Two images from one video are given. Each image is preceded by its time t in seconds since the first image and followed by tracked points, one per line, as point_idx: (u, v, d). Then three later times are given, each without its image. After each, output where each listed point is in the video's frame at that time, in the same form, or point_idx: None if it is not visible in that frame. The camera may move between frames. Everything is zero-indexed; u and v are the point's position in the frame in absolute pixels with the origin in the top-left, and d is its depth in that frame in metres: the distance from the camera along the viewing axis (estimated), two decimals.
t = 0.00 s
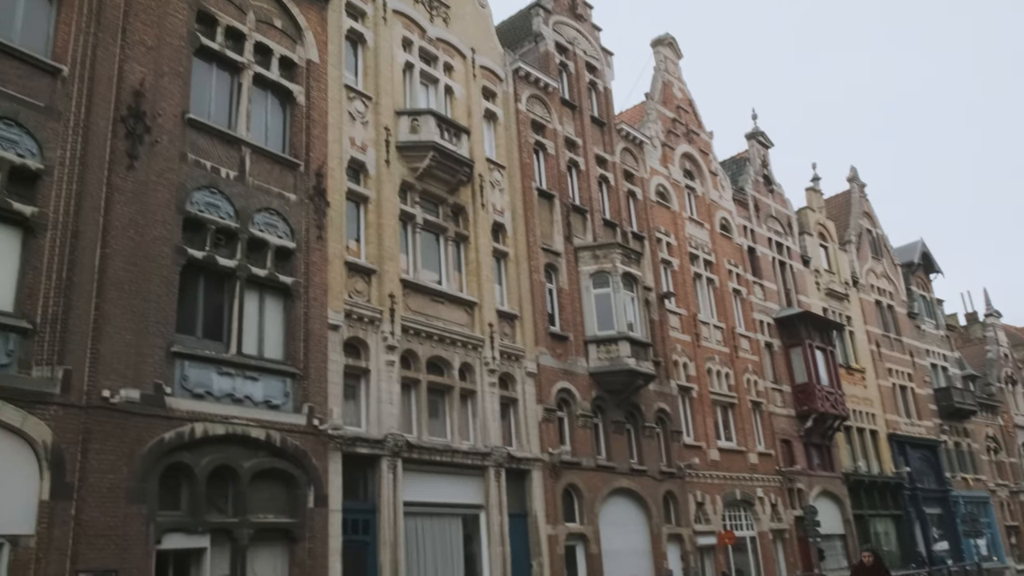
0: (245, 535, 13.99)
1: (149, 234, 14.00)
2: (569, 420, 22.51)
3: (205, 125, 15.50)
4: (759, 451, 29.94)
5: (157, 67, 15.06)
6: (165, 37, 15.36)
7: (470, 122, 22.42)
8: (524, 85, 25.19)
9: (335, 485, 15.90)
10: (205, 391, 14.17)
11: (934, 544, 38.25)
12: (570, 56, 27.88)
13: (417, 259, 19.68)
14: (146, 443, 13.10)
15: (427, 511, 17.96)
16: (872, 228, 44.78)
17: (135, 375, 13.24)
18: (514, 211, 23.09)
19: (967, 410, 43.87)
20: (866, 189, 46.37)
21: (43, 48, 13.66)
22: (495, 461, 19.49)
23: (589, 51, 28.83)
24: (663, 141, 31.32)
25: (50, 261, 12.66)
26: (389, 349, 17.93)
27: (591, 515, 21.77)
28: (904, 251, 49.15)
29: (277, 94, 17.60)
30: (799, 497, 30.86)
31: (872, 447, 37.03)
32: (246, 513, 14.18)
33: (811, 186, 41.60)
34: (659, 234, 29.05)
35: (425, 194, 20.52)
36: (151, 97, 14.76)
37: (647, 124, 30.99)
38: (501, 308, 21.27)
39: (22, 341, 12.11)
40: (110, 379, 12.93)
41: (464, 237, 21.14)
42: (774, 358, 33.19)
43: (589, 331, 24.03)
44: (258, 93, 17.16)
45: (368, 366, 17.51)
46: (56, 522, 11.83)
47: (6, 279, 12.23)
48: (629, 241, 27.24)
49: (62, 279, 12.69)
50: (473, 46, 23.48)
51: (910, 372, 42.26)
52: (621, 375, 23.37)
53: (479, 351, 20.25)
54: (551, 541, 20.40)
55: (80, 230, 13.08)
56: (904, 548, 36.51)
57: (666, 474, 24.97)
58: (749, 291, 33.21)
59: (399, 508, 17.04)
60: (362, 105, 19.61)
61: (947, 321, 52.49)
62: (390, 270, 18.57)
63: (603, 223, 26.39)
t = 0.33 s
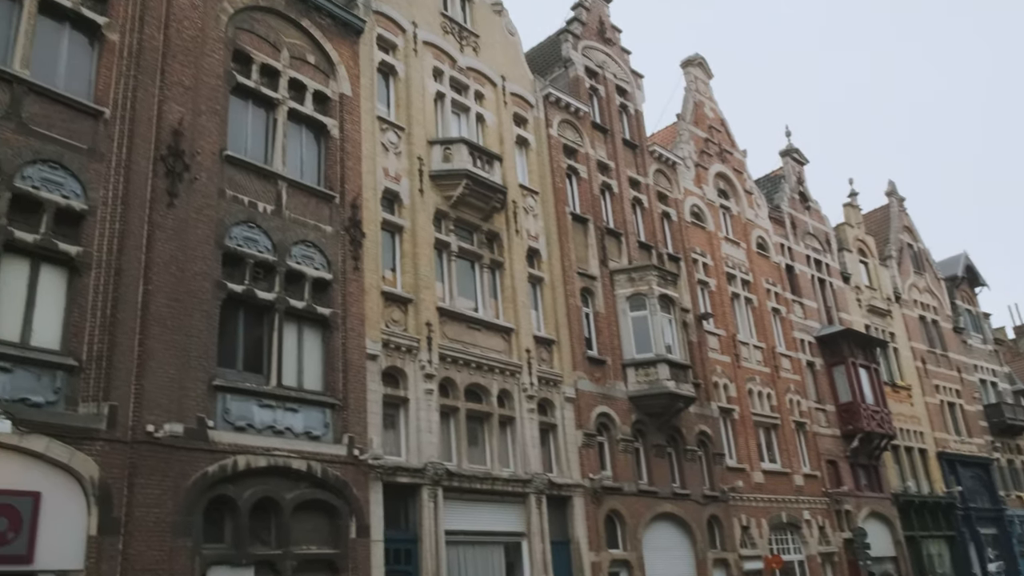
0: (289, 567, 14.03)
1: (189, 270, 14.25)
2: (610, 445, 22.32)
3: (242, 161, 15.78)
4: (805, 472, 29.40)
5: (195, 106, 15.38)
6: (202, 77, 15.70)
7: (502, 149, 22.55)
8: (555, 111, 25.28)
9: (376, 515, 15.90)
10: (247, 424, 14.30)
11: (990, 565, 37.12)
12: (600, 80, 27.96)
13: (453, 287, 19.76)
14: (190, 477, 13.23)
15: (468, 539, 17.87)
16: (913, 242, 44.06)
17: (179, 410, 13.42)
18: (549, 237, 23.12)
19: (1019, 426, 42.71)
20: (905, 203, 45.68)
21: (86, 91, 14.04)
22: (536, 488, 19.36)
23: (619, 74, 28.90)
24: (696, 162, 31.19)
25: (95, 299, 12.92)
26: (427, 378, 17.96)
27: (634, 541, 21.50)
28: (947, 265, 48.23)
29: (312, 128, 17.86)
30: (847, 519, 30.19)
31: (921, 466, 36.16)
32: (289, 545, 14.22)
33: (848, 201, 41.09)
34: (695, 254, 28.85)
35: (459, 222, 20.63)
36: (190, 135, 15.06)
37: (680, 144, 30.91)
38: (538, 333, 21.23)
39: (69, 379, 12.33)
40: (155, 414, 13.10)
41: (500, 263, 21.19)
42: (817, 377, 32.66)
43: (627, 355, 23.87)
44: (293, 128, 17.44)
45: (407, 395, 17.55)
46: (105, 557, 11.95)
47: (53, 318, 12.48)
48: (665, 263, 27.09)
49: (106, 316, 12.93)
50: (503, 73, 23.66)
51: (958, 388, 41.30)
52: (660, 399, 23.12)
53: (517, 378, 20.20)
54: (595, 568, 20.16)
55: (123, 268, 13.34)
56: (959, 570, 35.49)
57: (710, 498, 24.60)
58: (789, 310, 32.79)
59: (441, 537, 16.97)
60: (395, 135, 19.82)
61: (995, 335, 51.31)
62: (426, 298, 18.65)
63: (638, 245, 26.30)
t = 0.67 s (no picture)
0: None
1: (237, 300, 14.50)
2: (657, 464, 22.12)
3: (285, 192, 16.07)
4: (857, 488, 28.82)
5: (240, 140, 15.70)
6: (246, 111, 16.03)
7: (540, 170, 22.65)
8: (592, 130, 25.32)
9: (425, 540, 15.93)
10: (296, 451, 14.46)
11: None
12: (636, 98, 27.96)
13: (495, 310, 19.81)
14: (241, 505, 13.40)
15: (517, 563, 17.80)
16: (960, 248, 43.19)
17: (229, 439, 13.61)
18: (589, 256, 23.09)
19: None
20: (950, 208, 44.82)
21: (135, 129, 14.43)
22: (583, 509, 19.24)
23: (654, 91, 28.88)
24: (735, 175, 30.98)
25: (146, 332, 13.20)
26: (472, 401, 18.01)
27: (684, 562, 21.23)
28: (997, 271, 47.15)
29: (352, 157, 18.11)
30: (903, 535, 29.49)
31: (978, 479, 35.24)
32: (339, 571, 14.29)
33: (892, 210, 40.45)
34: (737, 268, 28.60)
35: (499, 245, 20.74)
36: (235, 169, 15.37)
37: (718, 158, 30.73)
38: (581, 353, 21.17)
39: (123, 411, 12.59)
40: (206, 443, 13.30)
41: (541, 284, 21.23)
42: (866, 390, 32.08)
43: (671, 372, 23.70)
44: (334, 157, 17.70)
45: (452, 419, 17.61)
46: None
47: (107, 352, 12.77)
48: (706, 278, 26.88)
49: (158, 349, 13.19)
50: (539, 95, 23.78)
51: (1013, 397, 40.23)
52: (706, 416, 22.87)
53: (561, 399, 20.16)
54: None
55: (173, 301, 13.61)
56: None
57: (761, 516, 24.22)
58: (835, 322, 32.29)
59: (489, 561, 16.93)
60: (434, 161, 20.01)
61: None
62: (468, 322, 18.73)
63: (679, 261, 26.15)
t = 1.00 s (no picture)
0: None
1: (293, 328, 14.80)
2: (713, 479, 21.89)
3: (337, 221, 16.39)
4: (921, 498, 28.15)
5: (291, 172, 16.06)
6: (296, 143, 16.40)
7: (585, 188, 22.72)
8: (635, 145, 25.32)
9: (484, 561, 15.96)
10: (354, 475, 14.66)
11: None
12: (677, 111, 27.91)
13: (546, 328, 19.89)
14: (302, 530, 13.59)
15: None
16: (1017, 247, 42.11)
17: (290, 465, 13.85)
18: (638, 271, 23.06)
19: None
20: (1005, 207, 43.76)
21: (191, 166, 14.88)
22: (641, 526, 19.09)
23: (696, 103, 28.81)
24: (781, 183, 30.69)
25: (207, 362, 13.54)
26: (526, 421, 18.06)
27: None
28: None
29: (400, 183, 18.39)
30: (971, 546, 28.69)
31: None
32: None
33: (944, 211, 39.65)
34: (787, 277, 28.28)
35: (547, 263, 20.83)
36: (288, 201, 15.71)
37: (763, 167, 30.50)
38: (632, 369, 21.10)
39: (187, 440, 12.92)
40: (268, 470, 13.55)
41: (590, 301, 21.24)
42: (925, 396, 31.37)
43: (724, 385, 23.48)
44: (382, 184, 17.99)
45: (507, 439, 17.68)
46: None
47: (171, 383, 13.13)
48: (756, 288, 26.62)
49: (219, 378, 13.53)
50: (581, 113, 23.90)
51: None
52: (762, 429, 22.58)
53: (615, 415, 20.10)
54: None
55: (233, 331, 13.95)
56: None
57: (822, 529, 23.79)
58: (890, 328, 31.70)
59: None
60: (480, 183, 20.21)
61: None
62: (519, 341, 18.82)
63: (728, 273, 25.95)
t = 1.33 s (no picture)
0: None
1: (357, 354, 15.06)
2: (782, 490, 21.51)
3: (395, 247, 16.68)
4: (1000, 504, 27.23)
5: (349, 202, 16.38)
6: (352, 173, 16.75)
7: (638, 202, 22.70)
8: (686, 157, 25.24)
9: None
10: (422, 498, 14.79)
11: None
12: (727, 120, 27.75)
13: (605, 344, 19.87)
14: (374, 554, 13.70)
15: None
16: None
17: (359, 489, 14.03)
18: (695, 283, 22.91)
19: None
20: None
21: (254, 201, 15.32)
22: (711, 541, 18.79)
23: (745, 112, 28.63)
24: (837, 187, 30.23)
25: (275, 392, 13.86)
26: (590, 438, 18.03)
27: None
28: None
29: (455, 207, 18.63)
30: None
31: None
32: None
33: (1008, 207, 38.59)
34: (848, 282, 27.79)
35: (604, 279, 20.85)
36: (346, 230, 16.03)
37: (818, 172, 30.10)
38: (694, 382, 20.92)
39: (260, 469, 13.20)
40: (338, 495, 13.73)
41: (648, 315, 21.16)
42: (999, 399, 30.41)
43: (789, 395, 23.11)
44: (438, 209, 18.26)
45: (571, 457, 17.66)
46: None
47: (242, 414, 13.47)
48: (816, 295, 26.21)
49: (288, 407, 13.82)
50: (630, 128, 23.94)
51: None
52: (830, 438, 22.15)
53: (679, 429, 19.94)
54: None
55: (299, 359, 14.25)
56: None
57: (898, 539, 23.15)
58: (958, 330, 30.87)
59: None
60: (533, 203, 20.36)
61: None
62: (579, 358, 18.83)
63: (787, 280, 25.61)
